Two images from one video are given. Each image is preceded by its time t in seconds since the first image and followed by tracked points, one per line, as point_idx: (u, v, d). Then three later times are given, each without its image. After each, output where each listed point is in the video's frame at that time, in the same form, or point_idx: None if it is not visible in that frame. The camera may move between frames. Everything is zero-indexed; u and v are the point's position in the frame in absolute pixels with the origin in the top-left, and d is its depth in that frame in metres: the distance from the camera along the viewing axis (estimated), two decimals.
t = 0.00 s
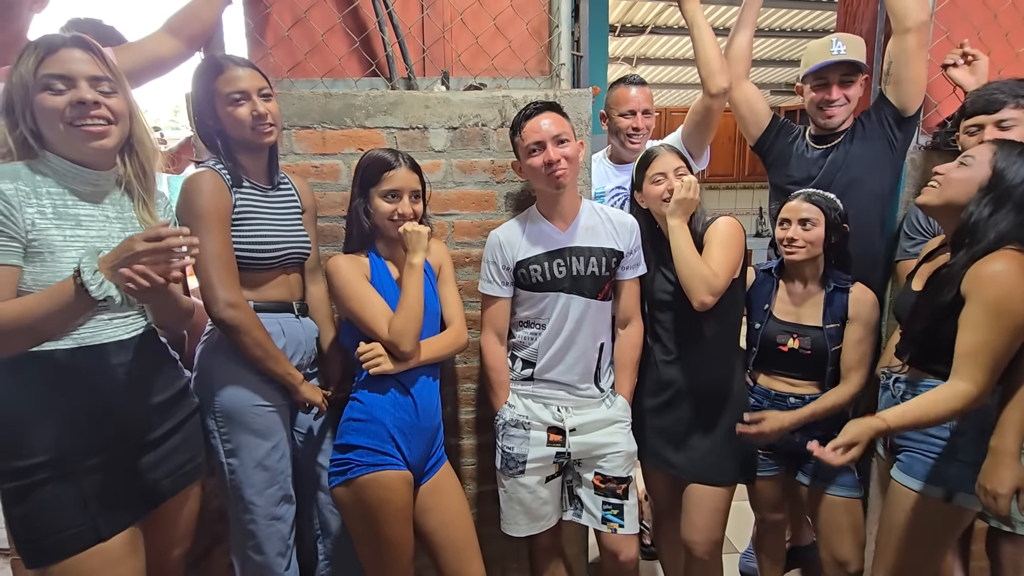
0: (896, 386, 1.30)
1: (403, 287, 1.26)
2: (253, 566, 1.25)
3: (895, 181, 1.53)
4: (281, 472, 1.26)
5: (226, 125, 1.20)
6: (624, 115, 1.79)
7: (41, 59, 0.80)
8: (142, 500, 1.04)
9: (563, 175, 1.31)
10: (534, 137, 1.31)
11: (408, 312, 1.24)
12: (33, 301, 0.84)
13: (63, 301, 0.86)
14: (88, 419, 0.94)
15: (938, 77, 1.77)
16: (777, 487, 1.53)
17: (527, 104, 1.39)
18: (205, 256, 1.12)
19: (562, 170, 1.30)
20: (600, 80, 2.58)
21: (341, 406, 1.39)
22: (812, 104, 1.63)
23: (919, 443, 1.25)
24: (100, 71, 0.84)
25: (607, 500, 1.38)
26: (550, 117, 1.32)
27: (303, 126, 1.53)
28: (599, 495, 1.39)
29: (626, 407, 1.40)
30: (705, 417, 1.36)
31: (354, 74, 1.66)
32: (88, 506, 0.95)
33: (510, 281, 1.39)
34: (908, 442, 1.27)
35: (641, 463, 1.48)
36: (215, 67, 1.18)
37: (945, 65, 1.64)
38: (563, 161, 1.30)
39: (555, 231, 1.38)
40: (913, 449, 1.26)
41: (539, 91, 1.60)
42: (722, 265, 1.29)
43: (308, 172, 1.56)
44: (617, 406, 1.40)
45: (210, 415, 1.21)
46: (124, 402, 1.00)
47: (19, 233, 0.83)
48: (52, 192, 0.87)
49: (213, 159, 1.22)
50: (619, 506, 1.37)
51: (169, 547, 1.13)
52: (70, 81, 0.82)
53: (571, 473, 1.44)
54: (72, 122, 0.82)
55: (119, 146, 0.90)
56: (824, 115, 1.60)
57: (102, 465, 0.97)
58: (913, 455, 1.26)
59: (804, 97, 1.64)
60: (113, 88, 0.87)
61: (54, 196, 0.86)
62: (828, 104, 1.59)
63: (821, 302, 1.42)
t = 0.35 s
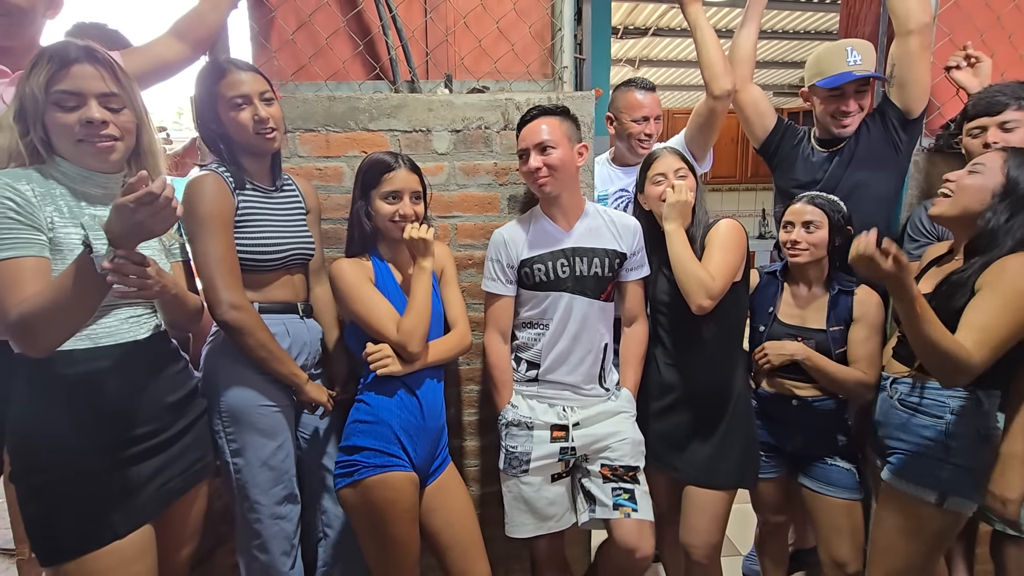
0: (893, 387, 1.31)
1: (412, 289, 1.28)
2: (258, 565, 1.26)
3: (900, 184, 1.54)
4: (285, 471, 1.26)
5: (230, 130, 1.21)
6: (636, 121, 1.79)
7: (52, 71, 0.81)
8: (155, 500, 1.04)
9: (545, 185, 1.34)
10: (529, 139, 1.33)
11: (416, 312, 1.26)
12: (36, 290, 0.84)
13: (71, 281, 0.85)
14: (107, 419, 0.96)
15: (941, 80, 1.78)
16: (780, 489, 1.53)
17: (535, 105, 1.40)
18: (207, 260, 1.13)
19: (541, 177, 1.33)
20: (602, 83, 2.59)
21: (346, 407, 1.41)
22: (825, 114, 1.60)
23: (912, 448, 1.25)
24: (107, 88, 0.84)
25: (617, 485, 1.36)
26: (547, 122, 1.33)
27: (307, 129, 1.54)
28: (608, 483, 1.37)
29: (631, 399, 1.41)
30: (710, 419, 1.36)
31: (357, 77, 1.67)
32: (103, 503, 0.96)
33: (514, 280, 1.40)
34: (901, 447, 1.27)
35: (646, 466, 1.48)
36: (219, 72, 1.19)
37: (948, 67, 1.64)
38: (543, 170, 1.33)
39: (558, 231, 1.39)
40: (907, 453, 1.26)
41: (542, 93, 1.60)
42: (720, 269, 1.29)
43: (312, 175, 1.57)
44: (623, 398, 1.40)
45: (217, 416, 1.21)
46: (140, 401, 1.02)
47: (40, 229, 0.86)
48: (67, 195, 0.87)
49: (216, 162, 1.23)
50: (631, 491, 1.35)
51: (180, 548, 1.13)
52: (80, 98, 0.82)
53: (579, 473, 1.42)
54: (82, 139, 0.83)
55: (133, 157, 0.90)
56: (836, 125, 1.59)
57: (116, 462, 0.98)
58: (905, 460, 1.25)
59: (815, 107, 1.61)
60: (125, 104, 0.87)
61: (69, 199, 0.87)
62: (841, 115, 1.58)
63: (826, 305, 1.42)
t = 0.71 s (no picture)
0: (891, 386, 1.34)
1: (417, 293, 1.29)
2: (258, 565, 1.26)
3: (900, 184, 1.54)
4: (286, 471, 1.26)
5: (230, 130, 1.21)
6: (636, 121, 1.79)
7: (62, 72, 0.84)
8: (162, 496, 1.05)
9: (544, 184, 1.34)
10: (529, 137, 1.33)
11: (421, 312, 1.27)
12: (47, 289, 0.84)
13: (84, 281, 0.85)
14: (110, 419, 0.96)
15: (942, 80, 1.78)
16: (781, 489, 1.53)
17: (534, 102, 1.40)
18: (210, 259, 1.14)
19: (541, 176, 1.33)
20: (602, 83, 2.59)
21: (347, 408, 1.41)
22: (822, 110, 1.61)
23: (907, 447, 1.28)
24: (116, 88, 0.87)
25: (624, 453, 1.33)
26: (546, 121, 1.33)
27: (308, 129, 1.54)
28: (616, 456, 1.34)
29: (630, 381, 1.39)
30: (712, 419, 1.36)
31: (358, 77, 1.67)
32: (114, 499, 0.97)
33: (516, 276, 1.41)
34: (897, 445, 1.30)
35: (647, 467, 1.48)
36: (218, 72, 1.19)
37: (949, 67, 1.64)
38: (543, 169, 1.33)
39: (559, 226, 1.40)
40: (902, 451, 1.29)
41: (543, 93, 1.61)
42: (727, 274, 1.29)
43: (313, 175, 1.57)
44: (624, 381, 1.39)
45: (218, 414, 1.21)
46: (143, 399, 1.02)
47: (51, 228, 0.87)
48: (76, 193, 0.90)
49: (216, 163, 1.23)
50: (639, 455, 1.32)
51: (183, 545, 1.14)
52: (89, 96, 0.85)
53: (586, 464, 1.41)
54: (90, 138, 0.86)
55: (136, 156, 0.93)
56: (831, 120, 1.60)
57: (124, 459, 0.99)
58: (900, 458, 1.28)
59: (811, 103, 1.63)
60: (130, 104, 0.90)
61: (77, 197, 0.90)
62: (836, 111, 1.58)
63: (830, 305, 1.42)
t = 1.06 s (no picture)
0: (888, 385, 1.34)
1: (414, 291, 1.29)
2: (250, 566, 1.25)
3: (896, 183, 1.53)
4: (279, 471, 1.25)
5: (224, 126, 1.20)
6: (637, 119, 1.79)
7: (59, 70, 0.84)
8: (158, 495, 1.04)
9: (543, 186, 1.34)
10: (529, 139, 1.31)
11: (416, 311, 1.27)
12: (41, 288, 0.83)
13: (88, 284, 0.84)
14: (110, 416, 0.96)
15: (939, 79, 1.78)
16: (779, 489, 1.53)
17: (533, 103, 1.39)
18: (202, 257, 1.13)
19: (541, 179, 1.33)
20: (599, 82, 2.58)
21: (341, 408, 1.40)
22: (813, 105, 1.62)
23: (903, 445, 1.28)
24: (114, 85, 0.88)
25: (620, 473, 1.30)
26: (545, 121, 1.32)
27: (303, 127, 1.54)
28: (612, 473, 1.31)
29: (632, 393, 1.37)
30: (707, 419, 1.35)
31: (354, 75, 1.66)
32: (113, 498, 0.96)
33: (511, 274, 1.40)
34: (893, 443, 1.30)
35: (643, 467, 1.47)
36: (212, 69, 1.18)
37: (945, 66, 1.64)
38: (543, 172, 1.32)
39: (555, 223, 1.39)
40: (898, 450, 1.28)
41: (540, 92, 1.60)
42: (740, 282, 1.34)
43: (308, 173, 1.56)
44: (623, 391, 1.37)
45: (211, 415, 1.20)
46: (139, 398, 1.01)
47: (45, 225, 0.86)
48: (70, 190, 0.89)
49: (211, 161, 1.22)
50: (636, 478, 1.29)
51: (179, 543, 1.13)
52: (86, 93, 0.86)
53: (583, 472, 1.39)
54: (88, 135, 0.86)
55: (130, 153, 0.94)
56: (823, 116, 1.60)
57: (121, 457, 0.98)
58: (896, 456, 1.28)
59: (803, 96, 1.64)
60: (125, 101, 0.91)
61: (71, 195, 0.89)
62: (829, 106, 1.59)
63: (830, 304, 1.42)
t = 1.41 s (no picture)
0: (900, 384, 1.32)
1: (408, 287, 1.27)
2: (246, 565, 1.24)
3: (895, 181, 1.53)
4: (275, 469, 1.24)
5: (220, 123, 1.19)
6: (625, 110, 1.78)
7: (53, 64, 0.79)
8: (158, 489, 1.06)
9: (549, 188, 1.34)
10: (536, 141, 1.30)
11: (410, 311, 1.25)
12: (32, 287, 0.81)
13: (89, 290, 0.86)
14: (113, 417, 0.95)
15: (937, 76, 1.77)
16: (777, 486, 1.53)
17: (531, 103, 1.37)
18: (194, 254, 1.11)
19: (550, 182, 1.33)
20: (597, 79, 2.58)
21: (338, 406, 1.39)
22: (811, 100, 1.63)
23: (921, 445, 1.27)
24: (112, 80, 0.84)
25: (613, 481, 1.29)
26: (550, 123, 1.31)
27: (299, 124, 1.53)
28: (605, 480, 1.31)
29: (629, 397, 1.36)
30: (702, 418, 1.36)
31: (351, 71, 1.65)
32: (119, 496, 0.97)
33: (504, 273, 1.40)
34: (909, 443, 1.29)
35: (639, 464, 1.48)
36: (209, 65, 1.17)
37: (944, 64, 1.64)
38: (552, 174, 1.32)
39: (549, 222, 1.39)
40: (916, 450, 1.27)
41: (538, 88, 1.59)
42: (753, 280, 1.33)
43: (305, 170, 1.55)
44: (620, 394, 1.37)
45: (206, 412, 1.20)
46: (139, 395, 1.01)
47: (41, 221, 0.83)
48: (65, 188, 0.85)
49: (205, 158, 1.22)
50: (628, 487, 1.28)
51: (176, 540, 1.12)
52: (84, 87, 0.82)
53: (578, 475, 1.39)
54: (84, 131, 0.83)
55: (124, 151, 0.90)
56: (820, 111, 1.60)
57: (126, 453, 0.98)
58: (914, 456, 1.27)
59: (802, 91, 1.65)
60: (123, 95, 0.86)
61: (68, 192, 0.85)
62: (826, 101, 1.59)
63: (833, 300, 1.41)
